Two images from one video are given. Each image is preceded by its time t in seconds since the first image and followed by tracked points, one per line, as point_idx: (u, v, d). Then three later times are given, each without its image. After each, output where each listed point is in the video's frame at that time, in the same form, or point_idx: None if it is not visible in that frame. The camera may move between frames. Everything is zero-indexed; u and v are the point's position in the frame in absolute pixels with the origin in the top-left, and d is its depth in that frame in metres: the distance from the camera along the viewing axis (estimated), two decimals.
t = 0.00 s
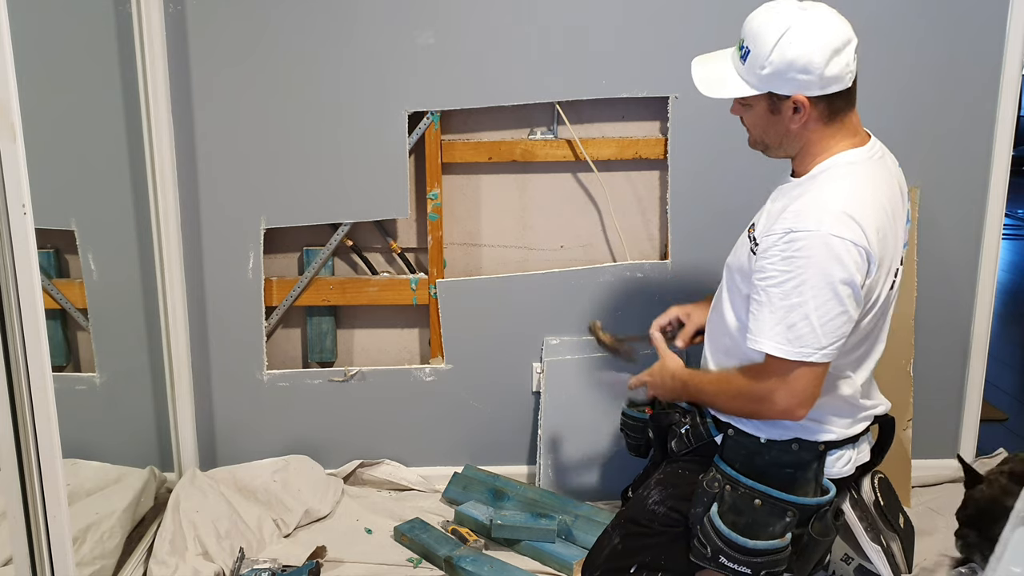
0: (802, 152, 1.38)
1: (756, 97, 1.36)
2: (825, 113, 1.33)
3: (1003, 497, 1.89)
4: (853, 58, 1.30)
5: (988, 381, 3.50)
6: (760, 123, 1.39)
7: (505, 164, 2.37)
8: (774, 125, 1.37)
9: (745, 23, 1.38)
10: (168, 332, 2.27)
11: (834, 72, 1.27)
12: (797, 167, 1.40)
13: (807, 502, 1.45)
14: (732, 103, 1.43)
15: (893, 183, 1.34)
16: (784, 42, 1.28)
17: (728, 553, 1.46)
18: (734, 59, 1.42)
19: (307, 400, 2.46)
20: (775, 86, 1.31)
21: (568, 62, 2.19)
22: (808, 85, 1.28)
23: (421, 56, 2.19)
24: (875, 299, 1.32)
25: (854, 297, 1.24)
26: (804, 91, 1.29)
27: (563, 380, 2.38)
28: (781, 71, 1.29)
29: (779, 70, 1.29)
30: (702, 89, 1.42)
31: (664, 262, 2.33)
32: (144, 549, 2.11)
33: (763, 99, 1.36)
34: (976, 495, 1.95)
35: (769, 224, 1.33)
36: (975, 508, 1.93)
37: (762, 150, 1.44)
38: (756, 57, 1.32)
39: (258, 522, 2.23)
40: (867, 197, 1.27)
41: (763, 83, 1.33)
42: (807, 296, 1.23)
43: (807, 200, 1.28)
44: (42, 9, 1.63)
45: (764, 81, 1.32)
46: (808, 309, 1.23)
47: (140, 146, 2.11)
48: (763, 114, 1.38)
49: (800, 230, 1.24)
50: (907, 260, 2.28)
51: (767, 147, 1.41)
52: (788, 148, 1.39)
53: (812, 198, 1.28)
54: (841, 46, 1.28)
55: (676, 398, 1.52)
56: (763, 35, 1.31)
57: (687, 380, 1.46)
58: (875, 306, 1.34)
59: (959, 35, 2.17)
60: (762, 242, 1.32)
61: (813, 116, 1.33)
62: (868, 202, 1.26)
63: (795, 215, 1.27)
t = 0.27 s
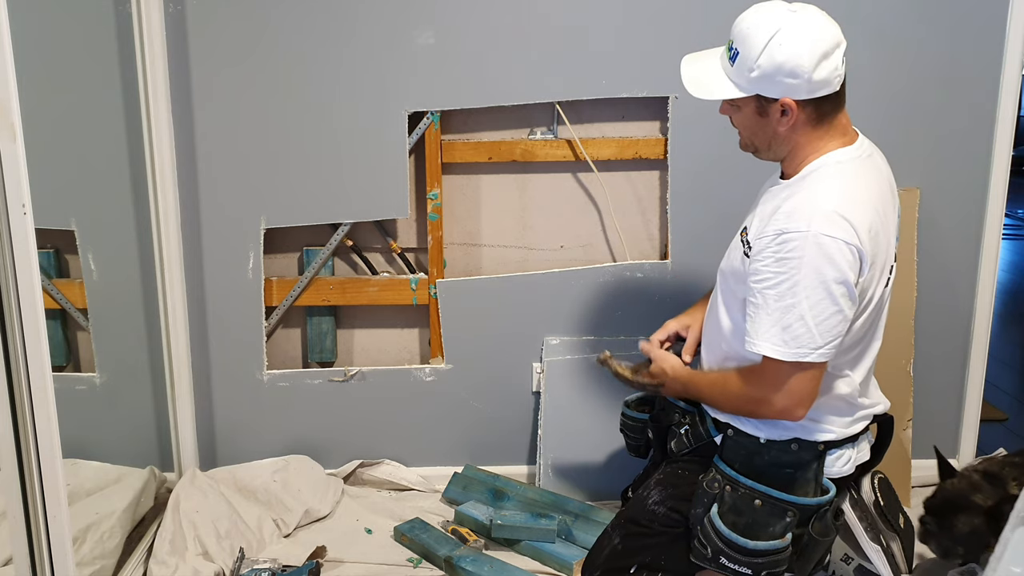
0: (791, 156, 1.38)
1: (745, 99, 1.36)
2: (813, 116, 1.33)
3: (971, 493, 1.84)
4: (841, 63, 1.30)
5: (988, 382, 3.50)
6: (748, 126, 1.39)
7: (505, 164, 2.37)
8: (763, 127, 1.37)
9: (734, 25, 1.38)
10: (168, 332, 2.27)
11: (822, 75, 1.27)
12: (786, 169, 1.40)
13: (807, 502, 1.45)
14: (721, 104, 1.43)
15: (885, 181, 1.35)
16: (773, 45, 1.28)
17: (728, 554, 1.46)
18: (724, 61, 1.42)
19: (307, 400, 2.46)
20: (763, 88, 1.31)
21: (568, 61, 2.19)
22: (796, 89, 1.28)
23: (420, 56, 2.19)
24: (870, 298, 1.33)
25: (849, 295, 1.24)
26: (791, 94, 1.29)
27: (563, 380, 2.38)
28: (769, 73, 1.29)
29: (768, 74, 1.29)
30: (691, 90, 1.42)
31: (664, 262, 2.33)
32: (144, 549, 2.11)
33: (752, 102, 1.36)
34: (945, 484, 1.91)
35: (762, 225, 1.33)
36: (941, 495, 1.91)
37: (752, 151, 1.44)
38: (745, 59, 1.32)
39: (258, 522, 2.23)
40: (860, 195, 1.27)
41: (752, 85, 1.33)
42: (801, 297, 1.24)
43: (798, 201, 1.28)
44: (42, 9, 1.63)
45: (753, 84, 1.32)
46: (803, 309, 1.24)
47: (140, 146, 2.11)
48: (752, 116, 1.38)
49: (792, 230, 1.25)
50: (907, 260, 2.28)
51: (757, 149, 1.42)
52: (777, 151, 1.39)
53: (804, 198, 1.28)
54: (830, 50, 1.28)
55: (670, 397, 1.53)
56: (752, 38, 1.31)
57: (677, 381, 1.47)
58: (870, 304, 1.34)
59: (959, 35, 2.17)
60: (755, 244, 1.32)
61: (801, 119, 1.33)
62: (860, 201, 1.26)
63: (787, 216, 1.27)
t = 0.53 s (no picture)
0: (783, 156, 1.39)
1: (738, 95, 1.38)
2: (802, 117, 1.33)
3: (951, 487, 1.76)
4: (836, 67, 1.29)
5: (988, 382, 3.51)
6: (742, 122, 1.41)
7: (505, 164, 2.37)
8: (755, 124, 1.39)
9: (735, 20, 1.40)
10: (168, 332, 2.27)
11: (809, 77, 1.27)
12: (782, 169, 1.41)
13: (807, 501, 1.45)
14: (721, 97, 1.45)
15: (881, 178, 1.35)
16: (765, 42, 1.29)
17: (728, 554, 1.46)
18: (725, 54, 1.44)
19: (307, 400, 2.46)
20: (753, 85, 1.33)
21: (568, 61, 2.19)
22: (782, 88, 1.29)
23: (420, 56, 2.19)
24: (871, 295, 1.33)
25: (850, 295, 1.24)
26: (778, 93, 1.30)
27: (563, 380, 2.38)
28: (758, 70, 1.31)
29: (756, 70, 1.31)
30: (690, 80, 1.46)
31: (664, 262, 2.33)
32: (145, 549, 2.11)
33: (743, 98, 1.38)
34: (926, 478, 1.83)
35: (758, 228, 1.34)
36: (919, 489, 1.81)
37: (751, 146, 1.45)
38: (738, 54, 1.34)
39: (258, 523, 2.23)
40: (857, 194, 1.28)
41: (743, 80, 1.34)
42: (803, 299, 1.24)
43: (794, 203, 1.29)
44: (42, 9, 1.63)
45: (744, 80, 1.34)
46: (805, 311, 1.24)
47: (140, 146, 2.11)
48: (744, 112, 1.40)
49: (790, 233, 1.25)
50: (907, 260, 2.28)
51: (753, 144, 1.43)
52: (770, 148, 1.40)
53: (799, 199, 1.29)
54: (823, 52, 1.27)
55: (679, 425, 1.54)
56: (747, 34, 1.33)
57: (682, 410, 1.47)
58: (871, 301, 1.34)
59: (959, 35, 2.17)
60: (752, 247, 1.33)
61: (790, 119, 1.34)
62: (858, 199, 1.27)
63: (784, 219, 1.28)
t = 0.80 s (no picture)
0: (784, 152, 1.41)
1: (743, 87, 1.41)
2: (798, 115, 1.34)
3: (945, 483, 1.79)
4: (834, 67, 1.28)
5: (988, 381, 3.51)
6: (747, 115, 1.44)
7: (505, 164, 2.37)
8: (757, 119, 1.42)
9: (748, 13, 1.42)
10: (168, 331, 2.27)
11: (802, 74, 1.28)
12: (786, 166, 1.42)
13: (808, 503, 1.45)
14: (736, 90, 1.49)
15: (884, 180, 1.35)
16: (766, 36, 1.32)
17: (728, 554, 1.46)
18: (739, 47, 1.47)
19: (306, 400, 2.46)
20: (752, 78, 1.36)
21: (568, 61, 2.19)
22: (776, 82, 1.31)
23: (420, 56, 2.19)
24: (874, 296, 1.33)
25: (853, 299, 1.25)
26: (773, 88, 1.33)
27: (563, 380, 2.38)
28: (756, 63, 1.34)
29: (754, 63, 1.34)
30: (703, 69, 1.50)
31: (664, 262, 2.33)
32: (145, 549, 2.11)
33: (746, 92, 1.41)
34: (923, 476, 1.86)
35: (761, 232, 1.34)
36: (913, 484, 1.86)
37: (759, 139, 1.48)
38: (741, 47, 1.38)
39: (258, 523, 2.23)
40: (860, 198, 1.27)
41: (744, 73, 1.38)
42: (806, 305, 1.25)
43: (796, 207, 1.29)
44: (42, 9, 1.63)
45: (745, 73, 1.37)
46: (807, 316, 1.25)
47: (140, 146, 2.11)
48: (747, 106, 1.43)
49: (793, 238, 1.25)
50: (907, 260, 2.28)
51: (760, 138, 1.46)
52: (772, 143, 1.43)
53: (802, 204, 1.29)
54: (822, 51, 1.28)
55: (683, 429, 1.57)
56: (752, 27, 1.36)
57: (686, 413, 1.50)
58: (875, 302, 1.35)
59: (958, 35, 2.16)
60: (755, 251, 1.33)
61: (787, 116, 1.36)
62: (861, 203, 1.27)
63: (787, 224, 1.28)
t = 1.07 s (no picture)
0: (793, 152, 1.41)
1: (753, 87, 1.42)
2: (811, 114, 1.34)
3: (944, 480, 1.77)
4: (847, 65, 1.29)
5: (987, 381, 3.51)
6: (758, 115, 1.44)
7: (505, 164, 2.37)
8: (767, 118, 1.42)
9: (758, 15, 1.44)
10: (168, 332, 2.27)
11: (814, 73, 1.28)
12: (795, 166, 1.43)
13: (808, 504, 1.45)
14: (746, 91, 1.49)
15: (894, 182, 1.36)
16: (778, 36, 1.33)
17: (728, 555, 1.46)
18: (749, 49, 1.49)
19: (306, 400, 2.46)
20: (764, 78, 1.37)
21: (569, 61, 2.19)
22: (787, 81, 1.32)
23: (420, 56, 2.19)
24: (880, 297, 1.34)
25: (859, 298, 1.26)
26: (786, 87, 1.33)
27: (563, 380, 2.38)
28: (768, 63, 1.34)
29: (765, 63, 1.35)
30: (712, 70, 1.51)
31: (664, 262, 2.33)
32: (145, 549, 2.11)
33: (757, 92, 1.41)
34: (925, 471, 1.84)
35: (768, 228, 1.35)
36: (914, 478, 1.85)
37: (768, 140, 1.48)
38: (751, 48, 1.39)
39: (258, 523, 2.23)
40: (869, 197, 1.28)
41: (756, 74, 1.38)
42: (811, 301, 1.26)
43: (805, 204, 1.30)
44: (42, 9, 1.63)
45: (756, 72, 1.38)
46: (813, 312, 1.26)
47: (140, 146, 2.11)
48: (758, 106, 1.43)
49: (801, 234, 1.27)
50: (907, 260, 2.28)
51: (769, 138, 1.46)
52: (782, 143, 1.43)
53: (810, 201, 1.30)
54: (834, 49, 1.29)
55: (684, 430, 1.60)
56: (762, 29, 1.37)
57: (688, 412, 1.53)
58: (881, 303, 1.36)
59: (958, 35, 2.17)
60: (762, 247, 1.34)
61: (799, 115, 1.36)
62: (870, 201, 1.28)
63: (795, 219, 1.29)
